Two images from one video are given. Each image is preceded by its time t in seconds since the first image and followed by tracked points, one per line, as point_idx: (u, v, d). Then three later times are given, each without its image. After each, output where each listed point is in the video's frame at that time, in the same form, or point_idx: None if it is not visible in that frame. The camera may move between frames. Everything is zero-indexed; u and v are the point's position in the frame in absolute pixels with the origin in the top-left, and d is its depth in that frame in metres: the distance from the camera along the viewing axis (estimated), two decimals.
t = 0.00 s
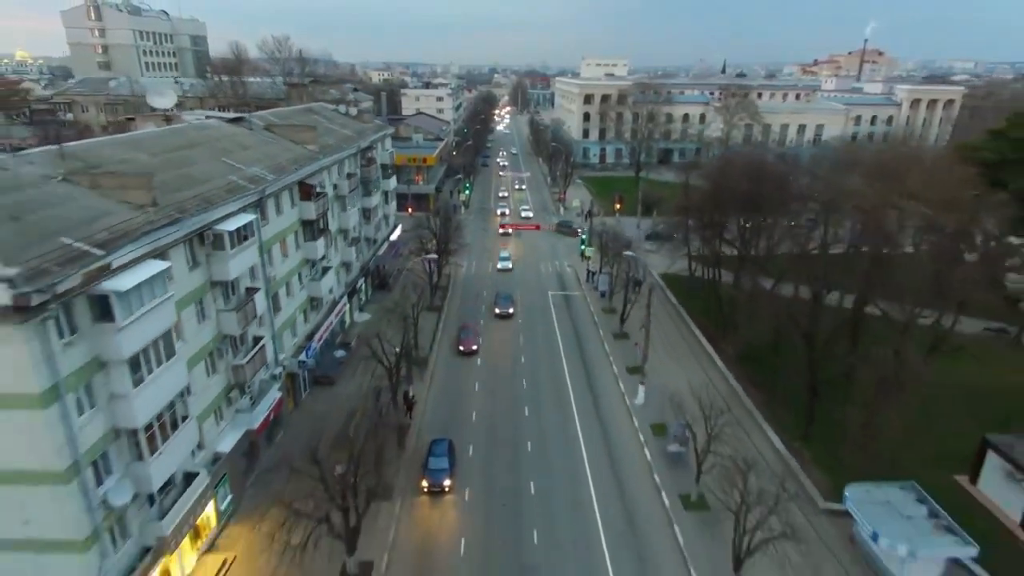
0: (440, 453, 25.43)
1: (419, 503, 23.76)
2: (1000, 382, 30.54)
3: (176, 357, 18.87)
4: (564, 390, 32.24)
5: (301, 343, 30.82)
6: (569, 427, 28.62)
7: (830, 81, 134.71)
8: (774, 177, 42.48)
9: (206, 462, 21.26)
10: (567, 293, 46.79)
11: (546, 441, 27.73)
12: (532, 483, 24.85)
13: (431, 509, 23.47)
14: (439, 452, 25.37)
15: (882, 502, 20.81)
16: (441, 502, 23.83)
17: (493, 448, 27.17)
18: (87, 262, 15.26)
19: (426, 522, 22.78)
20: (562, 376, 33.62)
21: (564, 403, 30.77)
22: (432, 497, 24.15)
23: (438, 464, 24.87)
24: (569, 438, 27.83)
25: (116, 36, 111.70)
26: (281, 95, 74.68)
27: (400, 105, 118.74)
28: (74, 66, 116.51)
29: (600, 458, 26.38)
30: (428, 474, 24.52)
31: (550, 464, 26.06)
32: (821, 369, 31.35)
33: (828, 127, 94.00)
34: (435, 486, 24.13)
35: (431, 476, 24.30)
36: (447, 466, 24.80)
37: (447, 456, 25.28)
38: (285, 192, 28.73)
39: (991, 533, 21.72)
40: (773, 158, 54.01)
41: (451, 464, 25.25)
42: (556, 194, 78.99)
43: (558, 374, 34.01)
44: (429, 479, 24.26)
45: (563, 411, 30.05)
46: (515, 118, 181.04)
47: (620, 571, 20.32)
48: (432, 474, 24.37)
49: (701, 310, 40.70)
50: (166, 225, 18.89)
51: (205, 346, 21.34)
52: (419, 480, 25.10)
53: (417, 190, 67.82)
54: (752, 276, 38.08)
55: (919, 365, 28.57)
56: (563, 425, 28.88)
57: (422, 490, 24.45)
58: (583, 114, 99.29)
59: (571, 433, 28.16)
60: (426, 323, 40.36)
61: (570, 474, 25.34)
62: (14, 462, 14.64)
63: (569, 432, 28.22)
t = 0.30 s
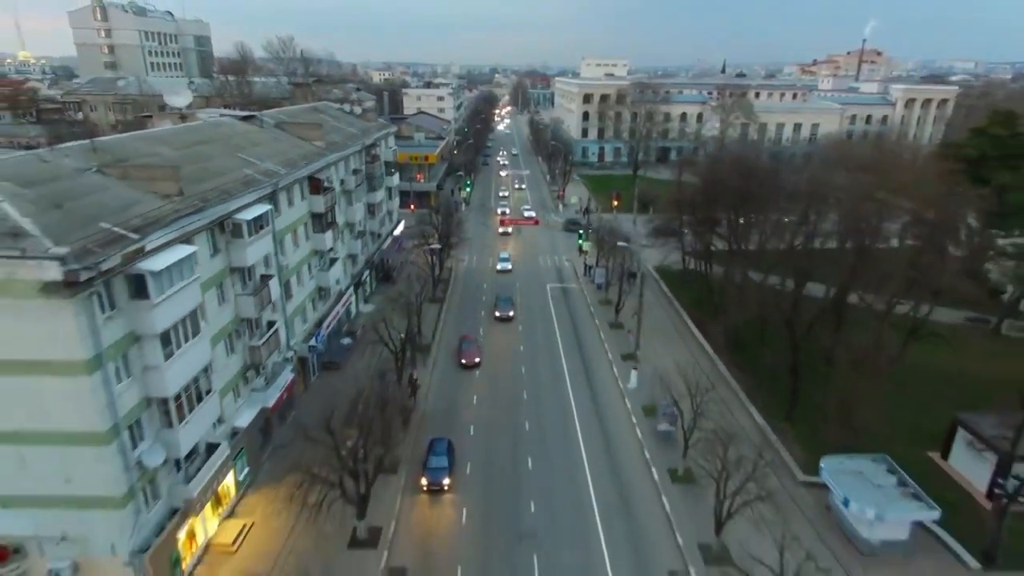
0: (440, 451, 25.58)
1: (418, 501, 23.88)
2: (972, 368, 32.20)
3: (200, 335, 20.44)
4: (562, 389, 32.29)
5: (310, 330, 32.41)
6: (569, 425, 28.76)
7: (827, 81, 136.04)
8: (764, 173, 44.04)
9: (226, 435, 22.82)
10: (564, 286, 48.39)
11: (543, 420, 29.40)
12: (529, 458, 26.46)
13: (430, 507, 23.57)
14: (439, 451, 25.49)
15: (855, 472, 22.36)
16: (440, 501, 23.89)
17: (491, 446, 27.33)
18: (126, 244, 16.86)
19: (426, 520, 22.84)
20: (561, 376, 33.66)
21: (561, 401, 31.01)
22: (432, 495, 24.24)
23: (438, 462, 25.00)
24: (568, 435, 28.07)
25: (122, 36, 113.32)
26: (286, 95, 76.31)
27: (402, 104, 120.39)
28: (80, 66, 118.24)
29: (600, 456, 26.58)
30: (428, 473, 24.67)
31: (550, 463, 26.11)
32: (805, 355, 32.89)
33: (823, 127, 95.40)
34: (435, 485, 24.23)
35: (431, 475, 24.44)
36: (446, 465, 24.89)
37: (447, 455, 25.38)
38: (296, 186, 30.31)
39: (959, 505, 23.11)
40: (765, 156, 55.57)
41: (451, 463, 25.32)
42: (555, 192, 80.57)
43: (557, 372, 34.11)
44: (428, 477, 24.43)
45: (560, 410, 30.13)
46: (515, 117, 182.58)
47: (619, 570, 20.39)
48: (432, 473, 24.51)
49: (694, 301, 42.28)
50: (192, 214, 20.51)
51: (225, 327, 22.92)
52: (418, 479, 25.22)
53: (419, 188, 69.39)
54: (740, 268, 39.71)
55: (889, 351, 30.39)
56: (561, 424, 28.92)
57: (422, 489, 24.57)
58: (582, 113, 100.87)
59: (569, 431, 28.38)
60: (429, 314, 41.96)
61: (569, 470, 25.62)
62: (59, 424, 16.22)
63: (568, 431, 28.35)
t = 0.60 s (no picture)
0: (439, 450, 25.65)
1: (418, 500, 23.92)
2: (949, 354, 33.72)
3: (221, 316, 22.07)
4: (562, 390, 32.25)
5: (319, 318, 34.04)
6: (565, 407, 30.44)
7: (824, 81, 137.42)
8: (754, 170, 45.65)
9: (243, 411, 24.43)
10: (562, 279, 50.07)
11: (540, 402, 31.06)
12: (527, 436, 28.11)
13: (430, 506, 23.59)
14: (438, 449, 25.62)
15: (829, 445, 24.09)
16: (439, 498, 23.98)
17: (490, 446, 27.35)
18: (157, 230, 18.48)
19: (426, 519, 22.83)
20: (561, 377, 33.59)
21: (560, 400, 31.14)
22: (431, 492, 24.35)
23: (436, 460, 25.10)
24: (568, 436, 28.08)
25: (128, 36, 114.98)
26: (290, 94, 77.96)
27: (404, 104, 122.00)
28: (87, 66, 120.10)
29: (594, 434, 28.22)
30: (426, 470, 24.78)
31: (546, 442, 27.67)
32: (790, 342, 34.47)
33: (818, 126, 96.95)
34: (434, 482, 24.37)
35: (429, 472, 24.58)
36: (445, 462, 25.00)
37: (445, 452, 25.47)
38: (305, 181, 31.88)
39: (929, 479, 24.62)
40: (757, 154, 57.13)
41: (449, 461, 25.40)
42: (554, 190, 82.17)
43: (557, 372, 34.11)
44: (427, 475, 24.50)
45: (559, 412, 30.12)
46: (516, 117, 184.14)
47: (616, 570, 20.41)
48: (431, 469, 24.66)
49: (687, 294, 43.95)
50: (213, 203, 22.15)
51: (242, 311, 24.56)
52: (417, 478, 25.25)
53: (421, 185, 71.02)
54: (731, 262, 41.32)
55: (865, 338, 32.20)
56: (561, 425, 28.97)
57: (421, 486, 24.65)
58: (581, 113, 102.46)
59: (569, 431, 28.42)
60: (431, 305, 43.62)
61: (568, 470, 25.68)
62: (96, 393, 17.86)
63: (568, 431, 28.45)
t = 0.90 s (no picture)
0: (438, 446, 25.73)
1: (418, 496, 24.02)
2: (927, 342, 35.33)
3: (240, 299, 23.73)
4: (559, 390, 32.20)
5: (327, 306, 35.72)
6: (561, 390, 32.14)
7: (820, 80, 139.11)
8: (745, 166, 47.31)
9: (258, 389, 26.07)
10: (560, 273, 51.76)
11: (538, 387, 32.66)
12: (524, 416, 29.77)
13: (430, 501, 23.69)
14: (437, 446, 25.64)
15: (808, 422, 25.74)
16: (439, 494, 24.07)
17: (488, 445, 27.39)
18: (184, 216, 20.12)
19: (426, 516, 22.89)
20: (560, 375, 33.61)
21: (559, 399, 31.23)
22: (430, 489, 24.45)
23: (435, 457, 25.15)
24: (567, 435, 28.08)
25: (133, 36, 116.65)
26: (295, 94, 79.69)
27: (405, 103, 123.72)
28: (93, 66, 122.09)
29: (588, 414, 29.87)
30: (426, 467, 24.84)
31: (542, 421, 29.32)
32: (776, 330, 36.12)
33: (812, 125, 98.57)
34: (433, 479, 24.47)
35: (428, 469, 24.64)
36: (444, 459, 25.08)
37: (445, 449, 25.54)
38: (314, 176, 33.53)
39: (902, 454, 26.19)
40: (750, 152, 58.81)
41: (448, 458, 25.47)
42: (553, 187, 83.88)
43: (556, 370, 34.32)
44: (426, 471, 24.61)
45: (558, 411, 30.08)
46: (516, 116, 185.88)
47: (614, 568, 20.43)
48: (429, 467, 24.73)
49: (679, 286, 45.65)
50: (232, 194, 23.81)
51: (257, 295, 26.20)
52: (417, 474, 25.32)
53: (423, 182, 72.73)
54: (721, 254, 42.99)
55: (845, 324, 33.98)
56: (559, 423, 29.03)
57: (421, 484, 24.68)
58: (580, 112, 104.14)
59: (569, 429, 28.49)
60: (434, 296, 45.30)
61: (567, 468, 25.72)
62: (129, 366, 19.51)
63: (567, 428, 28.64)
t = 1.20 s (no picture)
0: (438, 442, 26.17)
1: (417, 489, 24.32)
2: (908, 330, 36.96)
3: (256, 284, 25.42)
4: (558, 389, 32.30)
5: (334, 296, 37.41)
6: (557, 375, 33.84)
7: (817, 80, 140.60)
8: (737, 163, 48.94)
9: (272, 370, 27.74)
10: (558, 267, 53.47)
11: (535, 372, 34.34)
12: (523, 398, 31.45)
13: (429, 495, 24.01)
14: (436, 442, 26.05)
15: (788, 401, 27.67)
16: (438, 489, 24.39)
17: (488, 436, 28.05)
18: (206, 206, 21.76)
19: (425, 508, 23.21)
20: (557, 365, 35.00)
21: (559, 398, 31.36)
22: (430, 484, 24.77)
23: (435, 452, 25.52)
24: (567, 433, 28.23)
25: (138, 36, 118.37)
26: (299, 93, 81.37)
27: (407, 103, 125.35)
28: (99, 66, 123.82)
29: (583, 396, 31.52)
30: (426, 462, 25.22)
31: (539, 403, 30.99)
32: (763, 319, 37.80)
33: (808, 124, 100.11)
34: (433, 473, 24.83)
35: (428, 464, 25.00)
36: (444, 454, 25.46)
37: (444, 445, 25.96)
38: (322, 171, 35.17)
39: (876, 430, 27.94)
40: (743, 150, 60.44)
41: (448, 453, 25.86)
42: (553, 185, 85.47)
43: (555, 368, 34.66)
44: (427, 466, 24.97)
45: (558, 409, 30.27)
46: (516, 116, 187.58)
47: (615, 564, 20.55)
48: (429, 462, 25.08)
49: (673, 279, 47.35)
50: (248, 185, 25.49)
51: (271, 282, 27.90)
52: (417, 468, 25.70)
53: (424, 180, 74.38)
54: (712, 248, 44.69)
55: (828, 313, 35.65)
56: (558, 421, 29.19)
57: (421, 477, 25.04)
58: (580, 111, 105.73)
59: (568, 427, 28.71)
60: (436, 288, 47.00)
61: (563, 450, 26.96)
62: (157, 343, 21.16)
63: (566, 427, 28.77)
